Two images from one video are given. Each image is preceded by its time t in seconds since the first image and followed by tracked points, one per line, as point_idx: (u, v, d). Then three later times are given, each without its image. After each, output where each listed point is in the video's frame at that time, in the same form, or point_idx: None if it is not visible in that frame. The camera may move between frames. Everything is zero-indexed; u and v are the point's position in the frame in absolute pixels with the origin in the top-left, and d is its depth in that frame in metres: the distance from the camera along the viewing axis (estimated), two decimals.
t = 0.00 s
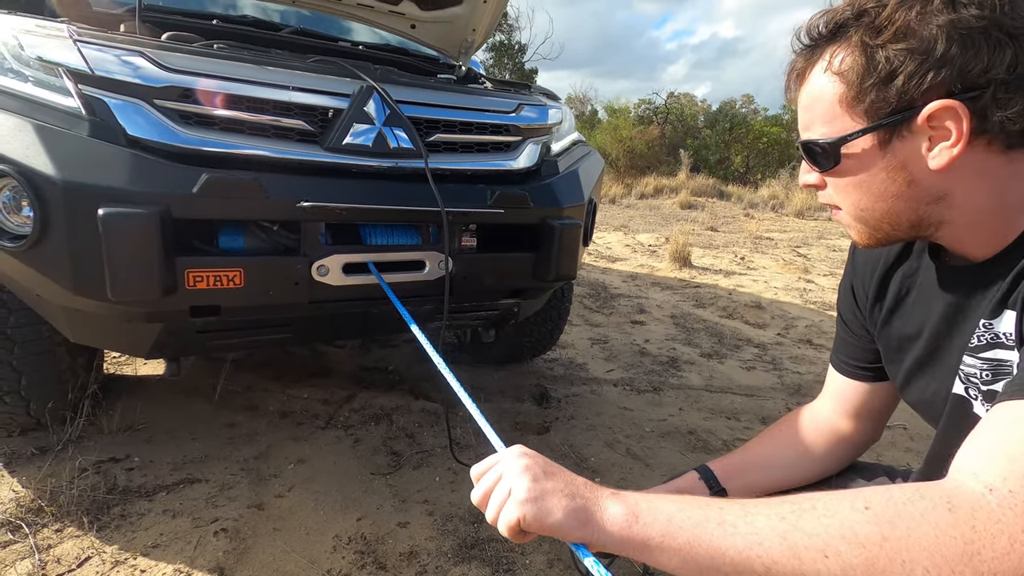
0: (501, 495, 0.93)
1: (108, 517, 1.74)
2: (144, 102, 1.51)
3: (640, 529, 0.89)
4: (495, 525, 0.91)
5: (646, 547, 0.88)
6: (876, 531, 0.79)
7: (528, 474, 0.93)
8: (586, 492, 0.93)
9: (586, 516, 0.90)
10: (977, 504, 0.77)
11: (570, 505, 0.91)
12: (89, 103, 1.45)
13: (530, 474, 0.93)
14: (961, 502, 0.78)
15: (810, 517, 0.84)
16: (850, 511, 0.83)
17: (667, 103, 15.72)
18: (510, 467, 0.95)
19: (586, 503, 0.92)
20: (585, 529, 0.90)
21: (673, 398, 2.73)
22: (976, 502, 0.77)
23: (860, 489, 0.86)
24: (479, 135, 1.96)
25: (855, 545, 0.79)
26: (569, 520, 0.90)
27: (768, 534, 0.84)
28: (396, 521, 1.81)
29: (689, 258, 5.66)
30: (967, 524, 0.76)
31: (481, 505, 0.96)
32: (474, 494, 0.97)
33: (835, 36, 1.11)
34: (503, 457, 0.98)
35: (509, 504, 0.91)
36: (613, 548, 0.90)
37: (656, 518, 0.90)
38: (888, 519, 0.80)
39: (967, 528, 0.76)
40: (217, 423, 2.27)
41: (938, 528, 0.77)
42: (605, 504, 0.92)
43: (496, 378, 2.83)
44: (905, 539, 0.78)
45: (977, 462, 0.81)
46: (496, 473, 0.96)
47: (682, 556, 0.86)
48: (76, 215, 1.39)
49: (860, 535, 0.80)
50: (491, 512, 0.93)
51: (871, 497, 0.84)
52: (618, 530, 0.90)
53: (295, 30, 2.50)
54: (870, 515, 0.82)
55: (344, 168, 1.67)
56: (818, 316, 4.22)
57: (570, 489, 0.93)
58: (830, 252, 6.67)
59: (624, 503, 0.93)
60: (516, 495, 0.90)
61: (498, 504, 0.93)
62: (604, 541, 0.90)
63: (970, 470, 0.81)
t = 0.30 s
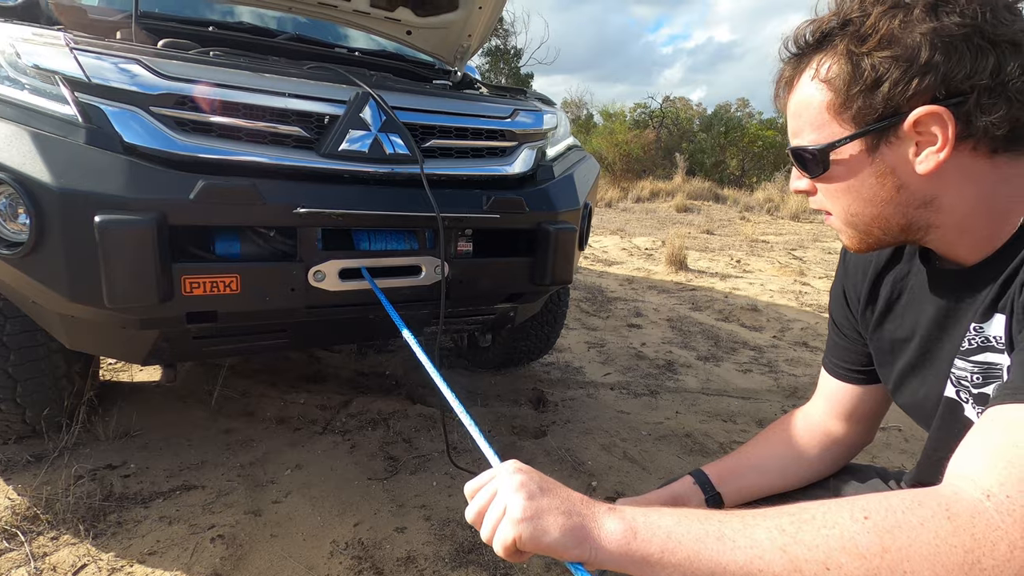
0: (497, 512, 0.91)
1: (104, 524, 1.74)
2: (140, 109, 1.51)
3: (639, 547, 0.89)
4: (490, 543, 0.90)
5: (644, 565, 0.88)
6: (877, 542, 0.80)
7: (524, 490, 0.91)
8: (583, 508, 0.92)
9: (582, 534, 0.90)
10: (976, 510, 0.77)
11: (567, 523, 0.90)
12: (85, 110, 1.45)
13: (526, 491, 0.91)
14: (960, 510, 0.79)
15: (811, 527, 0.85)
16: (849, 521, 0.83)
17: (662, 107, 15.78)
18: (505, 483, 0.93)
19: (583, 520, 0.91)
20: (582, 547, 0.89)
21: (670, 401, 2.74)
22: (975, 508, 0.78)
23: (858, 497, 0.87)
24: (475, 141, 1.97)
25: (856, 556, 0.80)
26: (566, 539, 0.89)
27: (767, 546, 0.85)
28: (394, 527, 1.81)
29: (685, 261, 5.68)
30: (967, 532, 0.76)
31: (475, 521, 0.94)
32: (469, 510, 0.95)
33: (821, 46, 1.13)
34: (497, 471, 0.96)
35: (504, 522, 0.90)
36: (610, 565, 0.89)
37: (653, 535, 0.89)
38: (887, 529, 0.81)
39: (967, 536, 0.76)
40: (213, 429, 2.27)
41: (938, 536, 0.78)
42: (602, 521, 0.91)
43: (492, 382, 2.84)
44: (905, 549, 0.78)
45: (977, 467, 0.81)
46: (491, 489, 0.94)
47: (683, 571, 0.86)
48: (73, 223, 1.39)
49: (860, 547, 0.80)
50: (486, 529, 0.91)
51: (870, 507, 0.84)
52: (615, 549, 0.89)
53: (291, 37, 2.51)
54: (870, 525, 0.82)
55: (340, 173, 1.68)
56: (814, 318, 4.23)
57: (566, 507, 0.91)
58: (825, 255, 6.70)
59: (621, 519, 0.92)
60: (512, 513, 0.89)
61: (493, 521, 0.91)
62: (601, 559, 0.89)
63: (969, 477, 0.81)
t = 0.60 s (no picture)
0: (497, 528, 0.90)
1: (112, 529, 1.75)
2: (147, 117, 1.53)
3: (641, 560, 0.87)
4: (490, 560, 0.89)
5: None
6: (879, 546, 0.80)
7: (524, 505, 0.90)
8: (584, 523, 0.91)
9: (584, 549, 0.88)
10: (975, 510, 0.78)
11: (568, 539, 0.88)
12: (93, 119, 1.47)
13: (526, 506, 0.89)
14: (959, 510, 0.79)
15: (812, 534, 0.84)
16: (850, 526, 0.83)
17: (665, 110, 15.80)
18: (505, 498, 0.91)
19: (584, 535, 0.89)
20: (584, 562, 0.88)
21: (674, 403, 2.74)
22: (974, 508, 0.78)
23: (857, 501, 0.87)
24: (478, 145, 1.98)
25: (858, 561, 0.80)
26: (567, 555, 0.87)
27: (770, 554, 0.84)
28: (399, 530, 1.82)
29: (689, 264, 5.68)
30: (967, 533, 0.77)
31: (475, 538, 0.92)
32: (469, 526, 0.93)
33: (814, 50, 1.15)
34: (497, 486, 0.94)
35: (504, 539, 0.88)
36: None
37: (656, 548, 0.88)
38: (888, 532, 0.81)
39: (967, 536, 0.76)
40: (219, 434, 2.28)
41: (939, 538, 0.78)
42: (603, 535, 0.90)
43: (496, 385, 2.85)
44: (906, 552, 0.78)
45: (975, 466, 0.81)
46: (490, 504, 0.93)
47: None
48: (81, 230, 1.41)
49: (863, 552, 0.80)
50: (486, 545, 0.90)
51: (869, 510, 0.84)
52: (617, 563, 0.87)
53: (295, 43, 2.53)
54: (871, 529, 0.82)
55: (344, 179, 1.69)
56: (819, 320, 4.23)
57: (567, 521, 0.90)
58: (829, 256, 6.69)
59: (623, 532, 0.90)
60: (512, 529, 0.88)
61: (493, 538, 0.90)
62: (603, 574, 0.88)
63: (968, 477, 0.82)
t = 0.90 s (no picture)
0: (510, 517, 0.87)
1: (124, 517, 1.76)
2: (156, 106, 1.52)
3: (660, 556, 0.85)
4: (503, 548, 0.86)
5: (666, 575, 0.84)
6: (913, 547, 0.78)
7: (540, 494, 0.87)
8: (602, 515, 0.89)
9: (601, 541, 0.86)
10: (1015, 512, 0.78)
11: (585, 529, 0.86)
12: (102, 108, 1.47)
13: (543, 494, 0.87)
14: (998, 511, 0.79)
15: (841, 532, 0.82)
16: (882, 526, 0.81)
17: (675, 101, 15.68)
18: (521, 486, 0.89)
19: (601, 527, 0.87)
20: (600, 555, 0.85)
21: (684, 397, 2.72)
22: (1014, 509, 0.78)
23: (888, 501, 0.86)
24: (488, 135, 1.97)
25: (890, 562, 0.77)
26: (584, 545, 0.85)
27: (798, 555, 0.82)
28: (409, 522, 1.82)
29: (699, 257, 5.64)
30: (1007, 535, 0.76)
31: (489, 525, 0.89)
32: (482, 514, 0.90)
33: (857, 37, 1.07)
34: (513, 472, 0.92)
35: (519, 527, 0.85)
36: None
37: (676, 544, 0.86)
38: (922, 533, 0.79)
39: (1007, 539, 0.76)
40: (230, 425, 2.29)
41: (977, 540, 0.77)
42: (621, 529, 0.88)
43: (505, 378, 2.84)
44: (942, 555, 0.77)
45: (1011, 466, 0.83)
46: (506, 491, 0.90)
47: None
48: (91, 220, 1.41)
49: (895, 553, 0.78)
50: (499, 533, 0.87)
51: (902, 510, 0.83)
52: (635, 558, 0.85)
53: (303, 33, 2.51)
54: (903, 529, 0.80)
55: (353, 169, 1.68)
56: (831, 313, 4.19)
57: (584, 512, 0.88)
58: (842, 249, 6.62)
59: (641, 528, 0.88)
60: (528, 517, 0.85)
61: (507, 525, 0.87)
62: (620, 568, 0.85)
63: (1005, 477, 0.82)
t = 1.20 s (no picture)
0: (504, 533, 0.84)
1: (122, 521, 1.76)
2: (155, 110, 1.53)
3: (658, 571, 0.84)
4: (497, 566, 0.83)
5: None
6: (917, 560, 0.78)
7: (534, 509, 0.85)
8: (598, 530, 0.87)
9: (599, 557, 0.84)
10: (1019, 524, 0.77)
11: (582, 545, 0.84)
12: (101, 113, 1.47)
13: (537, 510, 0.85)
14: (1001, 523, 0.78)
15: (844, 545, 0.82)
16: (885, 538, 0.81)
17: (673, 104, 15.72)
18: (514, 501, 0.86)
19: (598, 542, 0.86)
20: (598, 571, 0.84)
21: (683, 399, 2.72)
22: (1017, 521, 0.78)
23: (891, 511, 0.86)
24: (486, 139, 1.97)
25: None
26: (581, 562, 0.83)
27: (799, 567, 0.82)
28: (407, 525, 1.82)
29: (697, 259, 5.65)
30: (1011, 547, 0.76)
31: (481, 542, 0.87)
32: (474, 531, 0.88)
33: (864, 64, 1.06)
34: (506, 484, 0.89)
35: (513, 544, 0.83)
36: None
37: (674, 558, 0.85)
38: (926, 546, 0.79)
39: (1012, 551, 0.75)
40: (229, 428, 2.29)
41: (982, 552, 0.77)
42: (618, 543, 0.86)
43: (504, 381, 2.84)
44: (948, 567, 0.77)
45: (1014, 476, 0.82)
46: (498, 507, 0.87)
47: None
48: (90, 224, 1.41)
49: (899, 565, 0.78)
50: (492, 552, 0.84)
51: (906, 522, 0.83)
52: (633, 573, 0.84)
53: (302, 37, 2.52)
54: (907, 541, 0.80)
55: (352, 172, 1.68)
56: (829, 315, 4.20)
57: (580, 527, 0.86)
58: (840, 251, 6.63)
59: (638, 540, 0.87)
60: (522, 534, 0.82)
61: (500, 543, 0.84)
62: None
63: (1007, 487, 0.82)
